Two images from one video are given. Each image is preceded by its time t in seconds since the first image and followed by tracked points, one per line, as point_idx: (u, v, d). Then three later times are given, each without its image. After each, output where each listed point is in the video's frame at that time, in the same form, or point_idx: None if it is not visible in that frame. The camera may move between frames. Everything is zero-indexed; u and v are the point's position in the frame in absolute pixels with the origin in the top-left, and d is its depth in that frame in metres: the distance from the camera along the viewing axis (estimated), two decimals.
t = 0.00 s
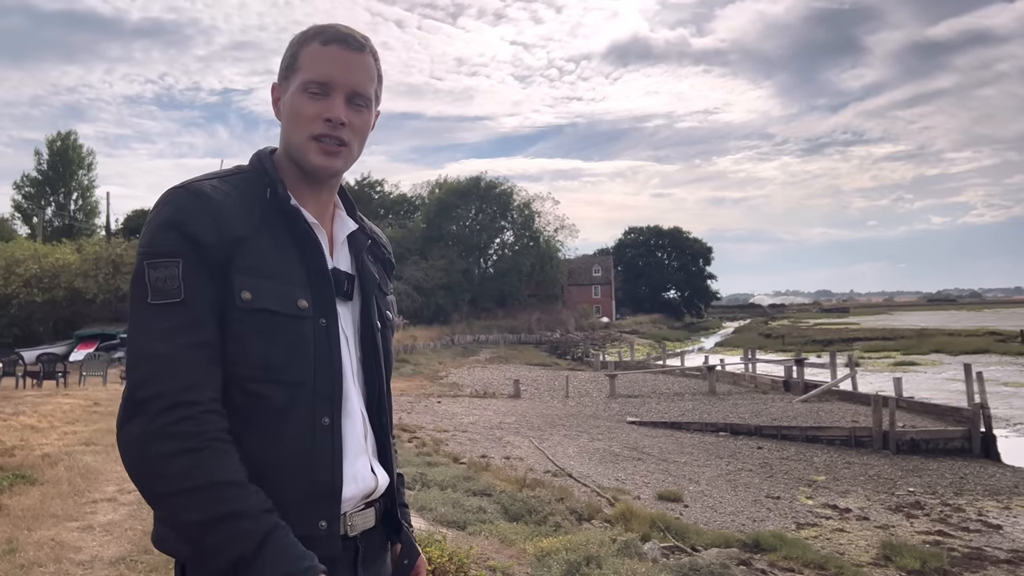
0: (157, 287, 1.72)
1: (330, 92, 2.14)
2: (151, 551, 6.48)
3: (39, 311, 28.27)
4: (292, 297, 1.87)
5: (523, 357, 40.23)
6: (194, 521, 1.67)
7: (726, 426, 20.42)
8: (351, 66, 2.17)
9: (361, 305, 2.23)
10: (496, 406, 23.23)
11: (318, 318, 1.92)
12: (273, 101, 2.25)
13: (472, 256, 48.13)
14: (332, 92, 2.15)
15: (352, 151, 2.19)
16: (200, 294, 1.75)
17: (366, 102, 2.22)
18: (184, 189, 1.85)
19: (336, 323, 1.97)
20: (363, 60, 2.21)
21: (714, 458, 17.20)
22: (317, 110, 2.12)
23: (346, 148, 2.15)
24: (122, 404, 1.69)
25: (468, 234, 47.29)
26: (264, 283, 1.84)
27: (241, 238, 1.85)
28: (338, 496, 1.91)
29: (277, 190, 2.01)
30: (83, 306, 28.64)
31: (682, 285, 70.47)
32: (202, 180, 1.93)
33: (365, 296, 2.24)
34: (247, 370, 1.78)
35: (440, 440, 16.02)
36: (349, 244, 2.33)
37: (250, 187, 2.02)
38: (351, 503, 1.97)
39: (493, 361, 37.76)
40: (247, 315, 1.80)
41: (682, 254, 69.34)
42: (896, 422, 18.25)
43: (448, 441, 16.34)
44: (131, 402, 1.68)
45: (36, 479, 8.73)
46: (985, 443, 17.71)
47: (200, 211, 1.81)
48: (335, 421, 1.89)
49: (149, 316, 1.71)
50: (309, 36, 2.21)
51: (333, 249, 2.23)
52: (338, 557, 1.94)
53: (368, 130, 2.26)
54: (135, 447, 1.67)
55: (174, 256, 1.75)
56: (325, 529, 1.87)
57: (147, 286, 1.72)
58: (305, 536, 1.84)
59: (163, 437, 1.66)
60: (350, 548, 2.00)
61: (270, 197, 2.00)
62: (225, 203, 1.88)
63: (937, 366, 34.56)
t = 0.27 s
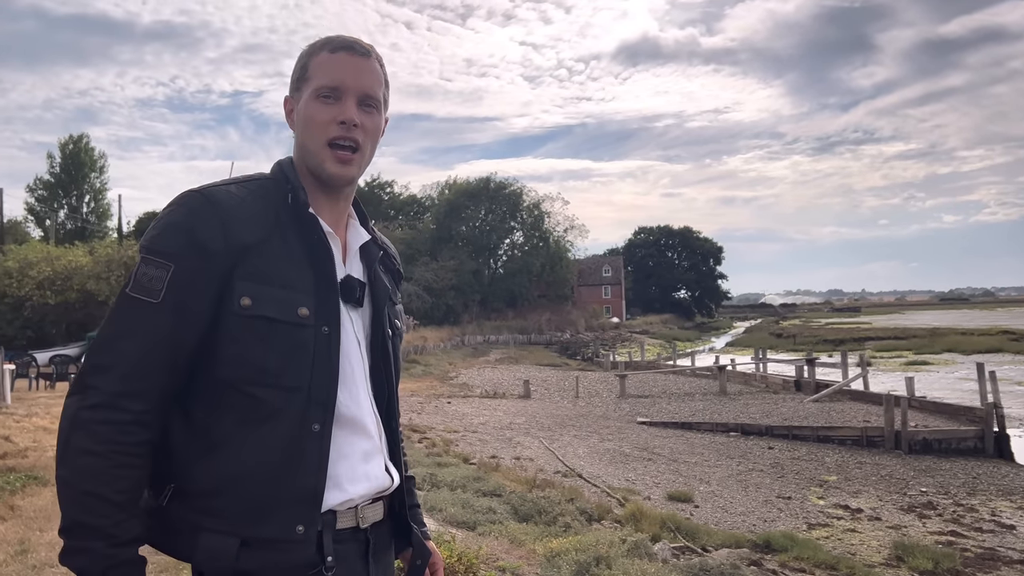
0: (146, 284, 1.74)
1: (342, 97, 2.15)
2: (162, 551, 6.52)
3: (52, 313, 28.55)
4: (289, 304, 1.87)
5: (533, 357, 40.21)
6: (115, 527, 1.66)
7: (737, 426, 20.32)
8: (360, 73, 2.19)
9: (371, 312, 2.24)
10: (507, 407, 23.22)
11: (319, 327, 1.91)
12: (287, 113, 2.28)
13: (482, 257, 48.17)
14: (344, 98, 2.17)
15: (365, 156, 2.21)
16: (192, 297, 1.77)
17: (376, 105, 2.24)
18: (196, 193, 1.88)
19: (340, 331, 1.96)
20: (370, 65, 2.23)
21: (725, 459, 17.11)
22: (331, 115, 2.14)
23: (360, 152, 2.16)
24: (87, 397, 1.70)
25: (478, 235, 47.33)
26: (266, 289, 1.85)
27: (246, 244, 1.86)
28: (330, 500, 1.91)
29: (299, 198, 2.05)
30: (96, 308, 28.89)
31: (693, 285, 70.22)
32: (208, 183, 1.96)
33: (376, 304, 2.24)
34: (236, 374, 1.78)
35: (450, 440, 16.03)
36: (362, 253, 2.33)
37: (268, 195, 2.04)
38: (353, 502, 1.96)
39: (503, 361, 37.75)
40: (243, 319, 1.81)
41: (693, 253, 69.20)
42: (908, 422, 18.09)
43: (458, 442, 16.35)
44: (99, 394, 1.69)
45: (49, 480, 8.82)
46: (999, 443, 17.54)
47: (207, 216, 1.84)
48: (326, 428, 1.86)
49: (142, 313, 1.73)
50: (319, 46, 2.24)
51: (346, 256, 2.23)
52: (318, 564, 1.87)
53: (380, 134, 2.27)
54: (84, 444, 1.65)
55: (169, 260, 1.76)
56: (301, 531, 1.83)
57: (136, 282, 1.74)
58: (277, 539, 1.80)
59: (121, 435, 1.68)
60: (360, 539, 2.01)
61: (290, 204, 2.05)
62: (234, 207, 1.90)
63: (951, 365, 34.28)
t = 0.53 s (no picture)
0: (163, 280, 1.76)
1: (352, 105, 2.18)
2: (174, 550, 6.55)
3: (65, 313, 28.74)
4: (297, 301, 1.90)
5: (543, 356, 40.21)
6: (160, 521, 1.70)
7: (747, 425, 20.23)
8: (368, 82, 2.21)
9: (375, 314, 2.27)
10: (516, 406, 23.23)
11: (325, 323, 1.95)
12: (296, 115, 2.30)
13: (491, 256, 48.19)
14: (353, 106, 2.20)
15: (370, 163, 2.24)
16: (205, 293, 1.79)
17: (382, 112, 2.26)
18: (208, 192, 1.91)
19: (346, 328, 1.99)
20: (377, 73, 2.26)
21: (735, 458, 17.04)
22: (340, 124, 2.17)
23: (366, 159, 2.19)
24: (112, 393, 1.72)
25: (487, 235, 47.39)
26: (275, 287, 1.88)
27: (256, 242, 1.89)
28: (335, 493, 1.93)
29: (306, 198, 2.09)
30: (108, 309, 29.09)
31: (703, 284, 69.96)
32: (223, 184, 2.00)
33: (379, 307, 2.28)
34: (245, 368, 1.81)
35: (460, 439, 16.05)
36: (365, 255, 2.35)
37: (277, 197, 2.07)
38: (351, 498, 1.96)
39: (513, 361, 37.77)
40: (256, 314, 1.84)
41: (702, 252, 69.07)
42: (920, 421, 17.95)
43: (468, 441, 16.38)
44: (122, 388, 1.71)
45: (62, 480, 8.90)
46: (1012, 442, 17.37)
47: (219, 214, 1.87)
48: (332, 423, 1.89)
49: (156, 309, 1.75)
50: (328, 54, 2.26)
51: (351, 257, 2.26)
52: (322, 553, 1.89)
53: (385, 141, 2.30)
54: (116, 439, 1.69)
55: (186, 257, 1.78)
56: (307, 523, 1.85)
57: (152, 278, 1.75)
58: (282, 531, 1.82)
59: (152, 430, 1.71)
60: (360, 535, 2.04)
61: (298, 204, 2.09)
62: (246, 206, 1.94)
63: (963, 364, 34.00)
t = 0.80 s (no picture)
0: (178, 286, 1.78)
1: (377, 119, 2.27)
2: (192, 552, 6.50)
3: (81, 313, 29.00)
4: (301, 295, 1.98)
5: (555, 355, 40.19)
6: (265, 496, 1.77)
7: (761, 424, 20.14)
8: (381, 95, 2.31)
9: (361, 305, 2.35)
10: (529, 404, 23.26)
11: (328, 314, 2.04)
12: (288, 112, 2.19)
13: (503, 255, 48.24)
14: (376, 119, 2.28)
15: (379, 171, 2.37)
16: (220, 297, 1.84)
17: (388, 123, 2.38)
18: (201, 198, 1.93)
19: (343, 317, 2.09)
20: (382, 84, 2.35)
21: (749, 456, 16.98)
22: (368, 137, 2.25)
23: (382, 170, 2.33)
24: (153, 406, 1.75)
25: (499, 234, 47.44)
26: (278, 283, 1.95)
27: (257, 240, 1.95)
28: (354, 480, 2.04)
29: (286, 197, 2.09)
30: (124, 308, 29.34)
31: (716, 282, 69.67)
32: (206, 188, 2.00)
33: (363, 296, 2.35)
34: (259, 365, 1.88)
35: (473, 438, 16.11)
36: (343, 250, 2.41)
37: (260, 197, 2.09)
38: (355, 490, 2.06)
39: (525, 359, 37.80)
40: (266, 312, 1.90)
41: (715, 250, 68.94)
42: (935, 419, 17.79)
43: (480, 440, 16.43)
44: (162, 399, 1.74)
45: (80, 477, 9.03)
46: None
47: (219, 217, 1.90)
48: (346, 410, 1.99)
49: (170, 316, 1.77)
50: (326, 57, 2.23)
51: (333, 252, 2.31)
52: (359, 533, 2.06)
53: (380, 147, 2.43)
54: (180, 444, 1.73)
55: (194, 262, 1.81)
56: (342, 508, 1.98)
57: (169, 286, 1.78)
58: (325, 518, 1.95)
59: (207, 429, 1.75)
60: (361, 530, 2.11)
61: (280, 205, 2.10)
62: (242, 208, 1.98)
63: (979, 361, 33.67)
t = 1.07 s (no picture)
0: (192, 295, 1.89)
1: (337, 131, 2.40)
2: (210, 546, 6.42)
3: (99, 312, 29.23)
4: (295, 304, 2.15)
5: (569, 353, 40.13)
6: (276, 506, 1.89)
7: (776, 421, 20.05)
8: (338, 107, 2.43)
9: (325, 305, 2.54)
10: (543, 402, 23.28)
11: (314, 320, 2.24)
12: (277, 121, 2.24)
13: (516, 253, 48.24)
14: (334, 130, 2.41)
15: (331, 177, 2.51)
16: (228, 305, 1.98)
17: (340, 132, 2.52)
18: (207, 205, 2.02)
19: (323, 323, 2.29)
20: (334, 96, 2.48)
21: (763, 454, 16.91)
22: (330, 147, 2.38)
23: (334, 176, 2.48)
24: (174, 416, 1.83)
25: (512, 231, 47.42)
26: (276, 291, 2.12)
27: (259, 250, 2.10)
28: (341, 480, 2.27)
29: (274, 205, 2.23)
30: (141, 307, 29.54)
31: (730, 279, 69.29)
32: (202, 194, 2.08)
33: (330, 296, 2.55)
34: (262, 368, 2.03)
35: (487, 435, 16.15)
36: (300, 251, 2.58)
37: (248, 204, 2.20)
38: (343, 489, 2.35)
39: (539, 357, 37.79)
40: (268, 318, 2.06)
41: (729, 247, 68.63)
42: (953, 417, 17.63)
43: (494, 437, 16.47)
44: (184, 408, 1.83)
45: (100, 474, 9.15)
46: None
47: (228, 228, 2.02)
48: (332, 412, 2.22)
49: (187, 321, 1.87)
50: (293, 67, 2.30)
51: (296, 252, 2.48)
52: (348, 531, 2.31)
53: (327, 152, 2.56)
54: (206, 452, 1.83)
55: (209, 271, 1.93)
56: (333, 506, 2.22)
57: (184, 294, 1.88)
58: (319, 518, 2.18)
59: (229, 434, 1.86)
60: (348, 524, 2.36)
61: (267, 213, 2.23)
62: (241, 219, 2.10)
63: (997, 359, 33.32)
